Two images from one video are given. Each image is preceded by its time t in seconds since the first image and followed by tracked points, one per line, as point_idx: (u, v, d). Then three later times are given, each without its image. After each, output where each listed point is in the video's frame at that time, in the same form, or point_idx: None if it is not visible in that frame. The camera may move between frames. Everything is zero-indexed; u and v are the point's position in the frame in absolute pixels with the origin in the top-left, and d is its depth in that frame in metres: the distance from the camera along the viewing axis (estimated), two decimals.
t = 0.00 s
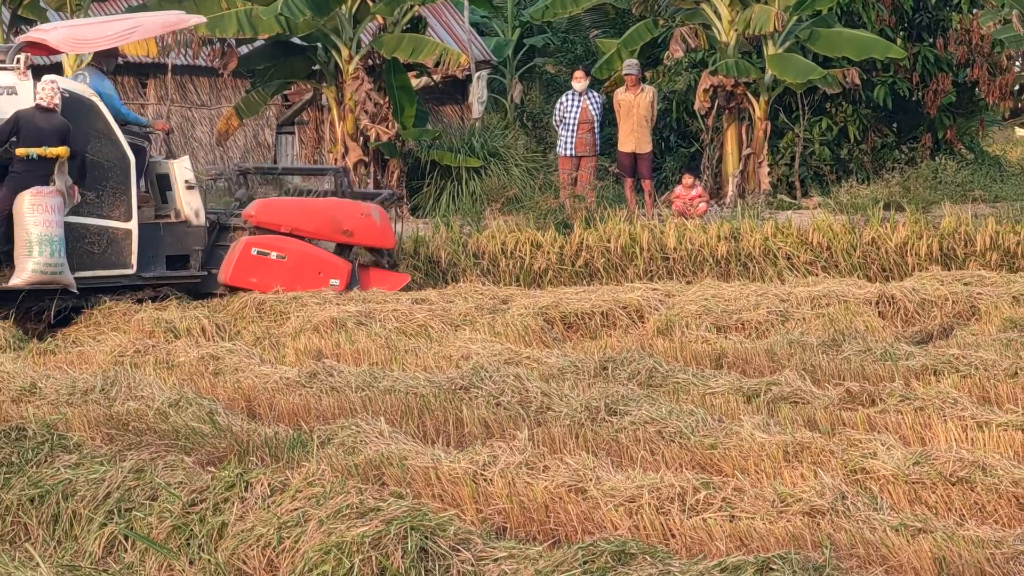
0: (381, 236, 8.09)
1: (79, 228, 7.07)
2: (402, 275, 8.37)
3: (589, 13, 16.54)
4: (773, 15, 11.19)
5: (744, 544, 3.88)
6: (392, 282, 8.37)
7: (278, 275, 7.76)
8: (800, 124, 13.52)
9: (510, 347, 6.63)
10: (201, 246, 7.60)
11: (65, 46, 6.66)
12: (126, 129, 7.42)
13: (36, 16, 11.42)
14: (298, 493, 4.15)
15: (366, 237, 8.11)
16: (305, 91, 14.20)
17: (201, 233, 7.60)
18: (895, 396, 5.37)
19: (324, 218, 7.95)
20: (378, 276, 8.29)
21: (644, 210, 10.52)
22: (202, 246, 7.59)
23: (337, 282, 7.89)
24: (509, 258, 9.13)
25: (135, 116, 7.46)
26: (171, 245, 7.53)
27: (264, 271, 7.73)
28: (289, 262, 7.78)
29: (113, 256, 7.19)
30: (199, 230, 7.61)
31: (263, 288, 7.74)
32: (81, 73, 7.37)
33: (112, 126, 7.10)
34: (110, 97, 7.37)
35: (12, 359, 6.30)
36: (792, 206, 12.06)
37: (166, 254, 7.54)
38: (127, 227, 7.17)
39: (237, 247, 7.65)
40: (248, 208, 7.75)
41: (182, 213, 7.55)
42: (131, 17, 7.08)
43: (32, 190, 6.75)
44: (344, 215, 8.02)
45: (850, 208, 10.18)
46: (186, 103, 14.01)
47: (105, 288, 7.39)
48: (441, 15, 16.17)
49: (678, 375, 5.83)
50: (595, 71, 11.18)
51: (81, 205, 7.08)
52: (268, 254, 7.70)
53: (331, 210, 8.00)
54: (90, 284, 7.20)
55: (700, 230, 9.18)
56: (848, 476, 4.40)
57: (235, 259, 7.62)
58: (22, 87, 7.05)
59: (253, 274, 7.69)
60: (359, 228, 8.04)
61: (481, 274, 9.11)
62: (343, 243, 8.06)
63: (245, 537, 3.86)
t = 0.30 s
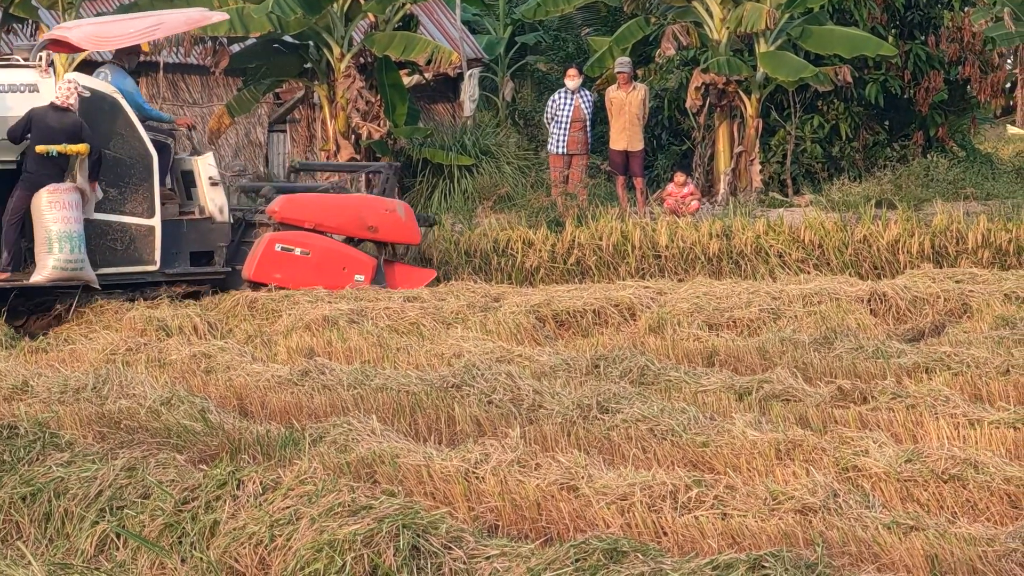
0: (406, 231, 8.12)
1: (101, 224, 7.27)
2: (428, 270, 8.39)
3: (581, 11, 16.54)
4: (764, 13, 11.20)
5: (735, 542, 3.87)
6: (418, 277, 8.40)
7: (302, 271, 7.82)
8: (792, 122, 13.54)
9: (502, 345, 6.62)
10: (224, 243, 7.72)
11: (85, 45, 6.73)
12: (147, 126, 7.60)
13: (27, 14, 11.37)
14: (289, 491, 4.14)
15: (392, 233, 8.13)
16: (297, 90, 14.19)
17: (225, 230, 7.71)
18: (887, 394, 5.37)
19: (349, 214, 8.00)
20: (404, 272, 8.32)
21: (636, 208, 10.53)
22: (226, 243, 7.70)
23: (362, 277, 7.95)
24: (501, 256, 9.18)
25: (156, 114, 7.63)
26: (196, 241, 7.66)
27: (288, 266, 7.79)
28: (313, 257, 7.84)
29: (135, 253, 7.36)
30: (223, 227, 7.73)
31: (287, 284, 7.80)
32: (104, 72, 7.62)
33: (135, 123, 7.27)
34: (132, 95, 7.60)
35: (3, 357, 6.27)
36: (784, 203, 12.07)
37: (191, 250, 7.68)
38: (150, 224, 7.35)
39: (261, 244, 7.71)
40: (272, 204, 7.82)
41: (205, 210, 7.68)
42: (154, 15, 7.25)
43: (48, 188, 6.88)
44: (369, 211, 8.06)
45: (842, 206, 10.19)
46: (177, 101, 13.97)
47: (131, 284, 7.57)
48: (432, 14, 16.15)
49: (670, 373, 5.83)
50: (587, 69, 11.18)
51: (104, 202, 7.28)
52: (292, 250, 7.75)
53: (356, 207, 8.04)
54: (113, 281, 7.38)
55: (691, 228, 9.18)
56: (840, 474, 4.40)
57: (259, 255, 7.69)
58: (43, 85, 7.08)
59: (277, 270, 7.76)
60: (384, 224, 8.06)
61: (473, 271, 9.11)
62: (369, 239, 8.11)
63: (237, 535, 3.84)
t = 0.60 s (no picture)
0: (433, 231, 8.00)
1: (127, 221, 7.30)
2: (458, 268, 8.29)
3: (571, 9, 16.53)
4: (755, 11, 11.23)
5: (727, 540, 3.87)
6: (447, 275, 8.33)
7: (328, 268, 7.83)
8: (783, 119, 13.56)
9: (493, 342, 6.62)
10: (251, 240, 7.77)
11: (113, 41, 6.77)
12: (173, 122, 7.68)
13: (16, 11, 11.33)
14: (281, 489, 4.12)
15: (419, 232, 8.02)
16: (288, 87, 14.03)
17: (253, 227, 7.78)
18: (878, 391, 5.38)
19: (375, 212, 7.93)
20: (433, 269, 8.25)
21: (627, 206, 10.53)
22: (253, 240, 7.77)
23: (387, 276, 7.89)
24: (491, 253, 9.21)
25: (182, 111, 7.70)
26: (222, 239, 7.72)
27: (314, 264, 7.81)
28: (339, 255, 7.83)
29: (161, 250, 7.41)
30: (249, 224, 7.80)
31: (312, 280, 7.83)
32: (131, 70, 7.73)
33: (159, 116, 7.31)
34: (158, 93, 7.67)
35: None
36: (775, 201, 12.07)
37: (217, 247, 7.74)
38: (176, 221, 7.41)
39: (286, 240, 7.74)
40: (298, 201, 7.83)
41: (232, 207, 7.75)
42: (180, 13, 7.24)
43: (73, 184, 6.91)
44: (396, 210, 7.96)
45: (833, 204, 10.20)
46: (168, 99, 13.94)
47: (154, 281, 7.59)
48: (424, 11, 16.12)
49: (661, 370, 5.83)
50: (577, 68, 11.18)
51: (131, 199, 7.31)
52: (317, 247, 7.76)
53: (384, 205, 7.96)
54: (138, 277, 7.42)
55: (682, 226, 9.18)
56: (831, 471, 4.40)
57: (283, 252, 7.73)
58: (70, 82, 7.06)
59: (302, 267, 7.79)
60: (410, 224, 7.96)
61: (464, 269, 9.10)
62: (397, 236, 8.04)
63: (228, 533, 3.83)
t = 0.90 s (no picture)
0: (456, 228, 8.10)
1: (151, 220, 7.39)
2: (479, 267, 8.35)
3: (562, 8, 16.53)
4: (746, 11, 11.27)
5: (717, 539, 3.87)
6: (470, 274, 8.39)
7: (352, 267, 7.87)
8: (773, 119, 13.58)
9: (484, 342, 6.61)
10: (275, 239, 7.87)
11: (137, 41, 6.92)
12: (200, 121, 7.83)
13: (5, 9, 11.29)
14: (271, 489, 4.11)
15: (442, 230, 8.14)
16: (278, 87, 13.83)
17: (276, 226, 7.88)
18: (868, 391, 5.38)
19: (398, 211, 8.04)
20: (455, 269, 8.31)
21: (618, 205, 10.54)
22: (276, 239, 7.87)
23: (412, 274, 7.93)
24: (483, 253, 9.20)
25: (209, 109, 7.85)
26: (246, 238, 7.83)
27: (338, 263, 7.86)
28: (363, 254, 7.87)
29: (186, 249, 7.49)
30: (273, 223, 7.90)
31: (337, 280, 7.87)
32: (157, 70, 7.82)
33: (183, 115, 7.43)
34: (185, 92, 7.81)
35: None
36: (766, 200, 12.09)
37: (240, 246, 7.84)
38: (200, 220, 7.48)
39: (311, 239, 7.81)
40: (322, 201, 7.94)
41: (257, 206, 7.87)
42: (206, 10, 7.31)
43: (99, 184, 7.01)
44: (418, 209, 8.09)
45: (824, 203, 10.21)
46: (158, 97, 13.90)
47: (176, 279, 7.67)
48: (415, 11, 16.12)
49: (651, 370, 5.83)
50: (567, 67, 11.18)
51: (155, 198, 7.41)
52: (342, 246, 7.82)
53: (407, 204, 8.08)
54: (161, 275, 7.50)
55: (673, 226, 9.18)
56: (822, 471, 4.40)
57: (309, 251, 7.78)
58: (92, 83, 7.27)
59: (327, 266, 7.83)
60: (433, 221, 8.08)
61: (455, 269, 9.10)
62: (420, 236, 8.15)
63: (218, 533, 3.81)
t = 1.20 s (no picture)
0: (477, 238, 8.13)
1: (174, 220, 7.38)
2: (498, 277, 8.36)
3: (553, 9, 16.52)
4: (737, 11, 11.27)
5: (707, 540, 3.86)
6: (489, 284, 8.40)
7: (372, 272, 7.88)
8: (764, 120, 13.59)
9: (475, 342, 6.60)
10: (298, 239, 7.82)
11: (160, 40, 6.94)
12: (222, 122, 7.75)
13: None
14: (262, 489, 4.09)
15: (463, 239, 8.17)
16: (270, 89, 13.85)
17: (299, 226, 7.82)
18: (859, 391, 5.38)
19: (420, 219, 8.08)
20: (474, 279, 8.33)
21: (609, 206, 10.54)
22: (299, 239, 7.82)
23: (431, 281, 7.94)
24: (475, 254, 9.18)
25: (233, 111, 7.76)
26: (268, 238, 7.78)
27: (359, 268, 7.86)
28: (383, 260, 7.88)
29: (208, 249, 7.47)
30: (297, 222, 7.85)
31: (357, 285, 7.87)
32: (181, 69, 7.67)
33: (207, 118, 7.36)
34: (208, 94, 7.70)
35: None
36: (756, 201, 12.09)
37: (263, 245, 7.80)
38: (223, 220, 7.45)
39: (333, 243, 7.82)
40: (344, 206, 8.00)
41: (280, 206, 7.82)
42: (228, 13, 7.33)
43: (120, 183, 7.02)
44: (440, 217, 8.12)
45: (814, 204, 10.22)
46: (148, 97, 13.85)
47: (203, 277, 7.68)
48: (405, 11, 16.08)
49: (642, 371, 5.82)
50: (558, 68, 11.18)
51: (177, 197, 7.37)
52: (363, 251, 7.83)
53: (429, 212, 8.12)
54: (184, 275, 7.50)
55: (664, 226, 9.18)
56: (813, 472, 4.40)
57: (330, 255, 7.79)
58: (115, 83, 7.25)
59: (347, 270, 7.84)
60: (455, 230, 8.11)
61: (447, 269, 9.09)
62: (439, 244, 8.18)
63: (209, 534, 3.80)
